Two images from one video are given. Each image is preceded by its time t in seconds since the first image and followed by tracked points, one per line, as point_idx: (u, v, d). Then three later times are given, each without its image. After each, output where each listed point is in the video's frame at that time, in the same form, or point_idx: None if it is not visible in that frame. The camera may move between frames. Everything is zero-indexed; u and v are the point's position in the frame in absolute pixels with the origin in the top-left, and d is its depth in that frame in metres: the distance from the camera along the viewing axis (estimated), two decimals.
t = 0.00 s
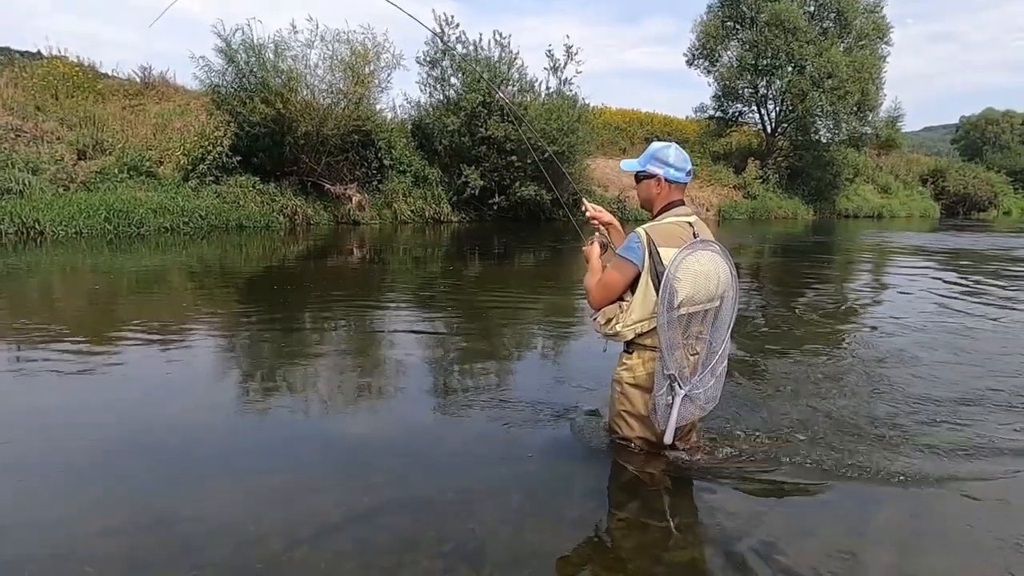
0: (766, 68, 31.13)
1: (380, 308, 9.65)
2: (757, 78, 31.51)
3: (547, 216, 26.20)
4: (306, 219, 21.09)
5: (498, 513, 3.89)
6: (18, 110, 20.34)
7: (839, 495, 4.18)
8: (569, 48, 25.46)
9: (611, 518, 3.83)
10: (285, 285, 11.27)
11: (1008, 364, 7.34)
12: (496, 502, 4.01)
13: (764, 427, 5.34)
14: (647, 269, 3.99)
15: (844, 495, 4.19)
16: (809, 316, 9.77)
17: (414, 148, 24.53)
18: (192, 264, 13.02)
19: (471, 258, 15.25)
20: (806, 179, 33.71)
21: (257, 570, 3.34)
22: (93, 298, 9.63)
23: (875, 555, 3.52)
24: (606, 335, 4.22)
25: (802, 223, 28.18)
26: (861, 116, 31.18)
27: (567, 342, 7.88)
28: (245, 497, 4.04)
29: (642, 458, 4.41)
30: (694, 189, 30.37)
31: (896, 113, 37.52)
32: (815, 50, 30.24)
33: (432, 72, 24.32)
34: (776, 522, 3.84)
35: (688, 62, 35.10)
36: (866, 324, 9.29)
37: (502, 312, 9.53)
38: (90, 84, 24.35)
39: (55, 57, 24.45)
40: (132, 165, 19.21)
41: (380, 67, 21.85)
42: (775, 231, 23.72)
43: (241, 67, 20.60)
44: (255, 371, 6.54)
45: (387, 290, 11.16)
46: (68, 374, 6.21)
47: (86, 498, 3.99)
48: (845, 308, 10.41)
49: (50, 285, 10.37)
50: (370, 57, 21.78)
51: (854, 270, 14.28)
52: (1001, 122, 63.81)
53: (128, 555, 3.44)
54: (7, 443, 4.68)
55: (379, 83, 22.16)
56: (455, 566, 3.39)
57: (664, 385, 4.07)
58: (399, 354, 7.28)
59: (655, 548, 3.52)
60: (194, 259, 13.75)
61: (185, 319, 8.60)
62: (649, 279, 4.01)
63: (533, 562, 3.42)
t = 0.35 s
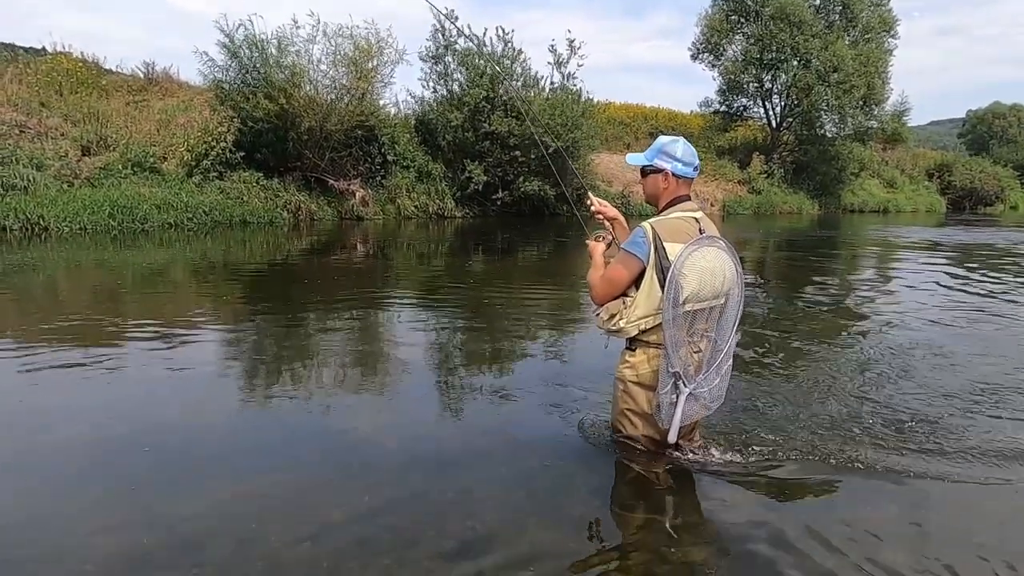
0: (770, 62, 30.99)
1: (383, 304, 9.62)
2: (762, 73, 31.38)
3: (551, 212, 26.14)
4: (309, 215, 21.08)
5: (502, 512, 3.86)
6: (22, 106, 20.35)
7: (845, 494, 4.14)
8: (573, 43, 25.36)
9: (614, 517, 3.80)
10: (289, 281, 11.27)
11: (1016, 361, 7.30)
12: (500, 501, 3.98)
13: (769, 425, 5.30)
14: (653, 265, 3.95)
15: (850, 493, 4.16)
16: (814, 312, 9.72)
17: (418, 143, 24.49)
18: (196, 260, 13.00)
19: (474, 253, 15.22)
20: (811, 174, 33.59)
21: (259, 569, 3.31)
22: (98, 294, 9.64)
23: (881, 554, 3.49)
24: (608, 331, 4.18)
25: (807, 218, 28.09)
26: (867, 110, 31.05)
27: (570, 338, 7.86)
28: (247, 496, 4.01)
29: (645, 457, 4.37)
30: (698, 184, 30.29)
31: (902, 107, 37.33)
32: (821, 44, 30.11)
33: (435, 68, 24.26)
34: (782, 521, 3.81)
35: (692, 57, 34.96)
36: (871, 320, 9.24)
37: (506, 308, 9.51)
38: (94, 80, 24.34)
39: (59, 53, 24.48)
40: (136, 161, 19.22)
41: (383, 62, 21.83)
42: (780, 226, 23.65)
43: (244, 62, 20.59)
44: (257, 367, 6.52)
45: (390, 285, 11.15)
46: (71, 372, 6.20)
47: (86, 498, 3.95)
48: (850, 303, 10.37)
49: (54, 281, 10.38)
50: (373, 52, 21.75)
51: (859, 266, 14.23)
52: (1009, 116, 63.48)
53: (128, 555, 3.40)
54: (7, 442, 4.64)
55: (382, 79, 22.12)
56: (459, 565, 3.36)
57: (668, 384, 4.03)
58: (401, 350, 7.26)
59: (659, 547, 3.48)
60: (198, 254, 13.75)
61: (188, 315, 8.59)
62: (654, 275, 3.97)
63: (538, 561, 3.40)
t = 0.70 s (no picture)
0: (779, 57, 30.79)
1: (391, 301, 9.60)
2: (771, 67, 31.19)
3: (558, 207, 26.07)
4: (317, 212, 21.10)
5: (508, 510, 3.83)
6: (32, 104, 20.43)
7: (853, 493, 4.09)
8: (580, 38, 25.25)
9: (620, 514, 3.77)
10: (296, 277, 11.28)
11: None
12: (505, 499, 3.95)
13: (779, 422, 5.25)
14: (661, 263, 3.91)
15: (860, 492, 4.10)
16: (823, 308, 9.64)
17: (425, 140, 24.45)
18: (204, 257, 13.01)
19: (482, 250, 15.19)
20: (821, 169, 33.39)
21: (263, 566, 3.30)
22: (107, 290, 9.68)
23: (892, 554, 3.44)
24: (615, 329, 4.14)
25: (815, 214, 27.93)
26: (877, 104, 30.83)
27: (578, 336, 7.82)
28: (252, 493, 4.00)
29: (651, 456, 4.33)
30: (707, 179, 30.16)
31: (913, 101, 37.01)
32: (830, 38, 29.91)
33: (442, 64, 24.20)
34: (790, 520, 3.76)
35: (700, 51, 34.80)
36: (881, 316, 9.15)
37: (513, 304, 9.48)
38: (102, 77, 24.38)
39: (69, 51, 24.59)
40: (145, 158, 19.27)
41: (390, 59, 21.82)
42: (789, 222, 23.51)
43: (251, 59, 20.60)
44: (264, 363, 6.52)
45: (398, 282, 11.14)
46: (79, 367, 6.22)
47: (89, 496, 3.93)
48: (860, 300, 10.28)
49: (64, 277, 10.43)
50: (380, 48, 21.75)
51: (869, 262, 14.11)
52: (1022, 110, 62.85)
53: (132, 554, 3.39)
54: (10, 440, 4.63)
55: (389, 75, 22.10)
56: (464, 563, 3.34)
57: (676, 383, 3.99)
58: (408, 346, 7.24)
59: (666, 547, 3.45)
60: (207, 251, 13.78)
61: (197, 311, 8.61)
62: (662, 273, 3.93)
63: (544, 559, 3.37)
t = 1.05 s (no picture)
0: (791, 52, 30.57)
1: (401, 299, 9.60)
2: (783, 63, 30.97)
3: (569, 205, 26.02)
4: (328, 211, 21.16)
5: (518, 508, 3.80)
6: (46, 105, 20.57)
7: (868, 492, 4.03)
8: (591, 35, 25.17)
9: (631, 513, 3.74)
10: (307, 276, 11.29)
11: None
12: (517, 497, 3.92)
13: (791, 420, 5.19)
14: (673, 259, 3.86)
15: (874, 491, 4.05)
16: (836, 306, 9.54)
17: (435, 138, 24.44)
18: (216, 256, 13.06)
19: (492, 248, 15.16)
20: (834, 165, 33.13)
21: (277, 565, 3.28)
22: (121, 289, 9.73)
23: (910, 553, 3.38)
24: (626, 326, 4.09)
25: (828, 210, 27.72)
26: (891, 100, 30.57)
27: (589, 333, 7.78)
28: (264, 491, 3.98)
29: (662, 455, 4.28)
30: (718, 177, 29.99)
31: (927, 96, 36.65)
32: (843, 33, 29.67)
33: (453, 62, 24.15)
34: (805, 520, 3.71)
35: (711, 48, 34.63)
36: (895, 313, 9.05)
37: (524, 303, 9.44)
38: (115, 78, 24.52)
39: (83, 52, 24.75)
40: (158, 158, 19.38)
41: (400, 58, 21.86)
42: (801, 218, 23.33)
43: (261, 60, 20.64)
44: (275, 362, 6.52)
45: (408, 280, 11.13)
46: (93, 366, 6.24)
47: (99, 494, 3.92)
48: (874, 296, 10.17)
49: (78, 277, 10.48)
50: (390, 47, 21.77)
51: (883, 258, 13.97)
52: None
53: (141, 552, 3.37)
54: (23, 438, 4.63)
55: (399, 73, 22.12)
56: (476, 562, 3.31)
57: (688, 381, 3.94)
58: (418, 345, 7.23)
59: (679, 547, 3.41)
60: (219, 250, 13.83)
61: (209, 310, 8.63)
62: (674, 269, 3.88)
63: (556, 558, 3.34)
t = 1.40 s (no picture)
0: (803, 49, 30.38)
1: (413, 300, 9.61)
2: (795, 60, 30.78)
3: (580, 205, 25.96)
4: (340, 213, 21.22)
5: (531, 509, 3.78)
6: (61, 111, 20.75)
7: (885, 491, 3.98)
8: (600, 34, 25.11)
9: (645, 513, 3.72)
10: (320, 278, 11.33)
11: None
12: (531, 498, 3.90)
13: (806, 419, 5.15)
14: (686, 257, 3.83)
15: (892, 490, 4.00)
16: (851, 303, 9.46)
17: (446, 140, 24.45)
18: (229, 258, 13.11)
19: (503, 248, 15.15)
20: (847, 162, 32.88)
21: (291, 565, 3.27)
22: (136, 292, 9.79)
23: (930, 553, 3.34)
24: (639, 326, 4.05)
25: (841, 208, 27.52)
26: (905, 96, 30.32)
27: (601, 333, 7.75)
28: (278, 492, 3.98)
29: (678, 455, 4.24)
30: (729, 175, 29.83)
31: (941, 92, 36.31)
32: (855, 29, 29.46)
33: (463, 63, 24.14)
34: (822, 519, 3.67)
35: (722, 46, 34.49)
36: (911, 311, 8.96)
37: (535, 302, 9.43)
38: (129, 83, 24.69)
39: (97, 58, 24.95)
40: (171, 162, 19.51)
41: (411, 60, 21.89)
42: (814, 216, 23.17)
43: (272, 63, 20.70)
44: (287, 363, 6.52)
45: (420, 281, 11.13)
46: (107, 368, 6.27)
47: (113, 496, 3.92)
48: (889, 294, 10.08)
49: (93, 280, 10.56)
50: (401, 49, 21.81)
51: (898, 255, 13.84)
52: None
53: (155, 554, 3.36)
54: (38, 440, 4.64)
55: (410, 75, 22.15)
56: (490, 562, 3.29)
57: (704, 379, 3.90)
58: (430, 345, 7.23)
59: (695, 547, 3.37)
60: (233, 253, 13.90)
61: (222, 312, 8.67)
62: (687, 267, 3.85)
63: (571, 559, 3.31)
